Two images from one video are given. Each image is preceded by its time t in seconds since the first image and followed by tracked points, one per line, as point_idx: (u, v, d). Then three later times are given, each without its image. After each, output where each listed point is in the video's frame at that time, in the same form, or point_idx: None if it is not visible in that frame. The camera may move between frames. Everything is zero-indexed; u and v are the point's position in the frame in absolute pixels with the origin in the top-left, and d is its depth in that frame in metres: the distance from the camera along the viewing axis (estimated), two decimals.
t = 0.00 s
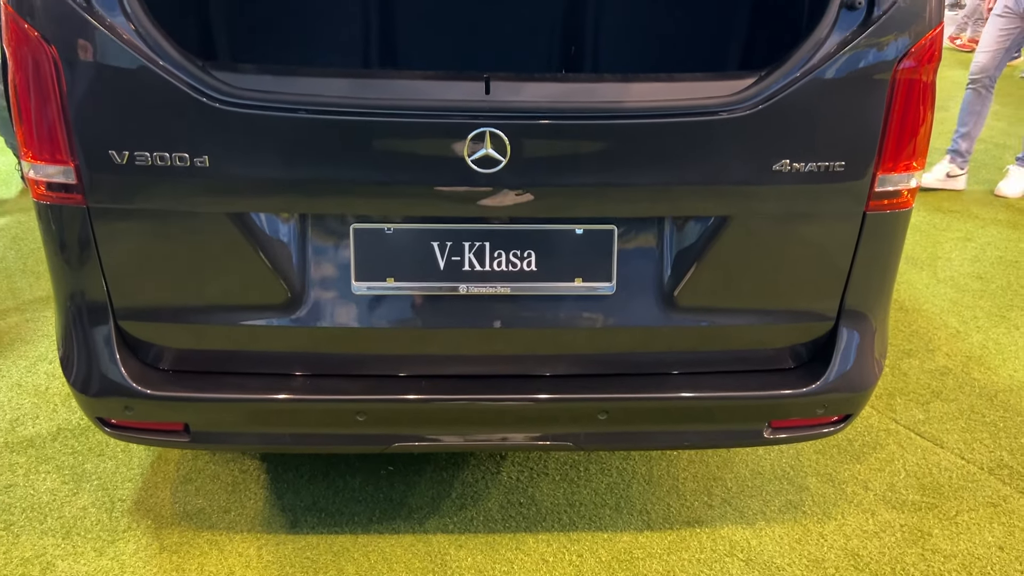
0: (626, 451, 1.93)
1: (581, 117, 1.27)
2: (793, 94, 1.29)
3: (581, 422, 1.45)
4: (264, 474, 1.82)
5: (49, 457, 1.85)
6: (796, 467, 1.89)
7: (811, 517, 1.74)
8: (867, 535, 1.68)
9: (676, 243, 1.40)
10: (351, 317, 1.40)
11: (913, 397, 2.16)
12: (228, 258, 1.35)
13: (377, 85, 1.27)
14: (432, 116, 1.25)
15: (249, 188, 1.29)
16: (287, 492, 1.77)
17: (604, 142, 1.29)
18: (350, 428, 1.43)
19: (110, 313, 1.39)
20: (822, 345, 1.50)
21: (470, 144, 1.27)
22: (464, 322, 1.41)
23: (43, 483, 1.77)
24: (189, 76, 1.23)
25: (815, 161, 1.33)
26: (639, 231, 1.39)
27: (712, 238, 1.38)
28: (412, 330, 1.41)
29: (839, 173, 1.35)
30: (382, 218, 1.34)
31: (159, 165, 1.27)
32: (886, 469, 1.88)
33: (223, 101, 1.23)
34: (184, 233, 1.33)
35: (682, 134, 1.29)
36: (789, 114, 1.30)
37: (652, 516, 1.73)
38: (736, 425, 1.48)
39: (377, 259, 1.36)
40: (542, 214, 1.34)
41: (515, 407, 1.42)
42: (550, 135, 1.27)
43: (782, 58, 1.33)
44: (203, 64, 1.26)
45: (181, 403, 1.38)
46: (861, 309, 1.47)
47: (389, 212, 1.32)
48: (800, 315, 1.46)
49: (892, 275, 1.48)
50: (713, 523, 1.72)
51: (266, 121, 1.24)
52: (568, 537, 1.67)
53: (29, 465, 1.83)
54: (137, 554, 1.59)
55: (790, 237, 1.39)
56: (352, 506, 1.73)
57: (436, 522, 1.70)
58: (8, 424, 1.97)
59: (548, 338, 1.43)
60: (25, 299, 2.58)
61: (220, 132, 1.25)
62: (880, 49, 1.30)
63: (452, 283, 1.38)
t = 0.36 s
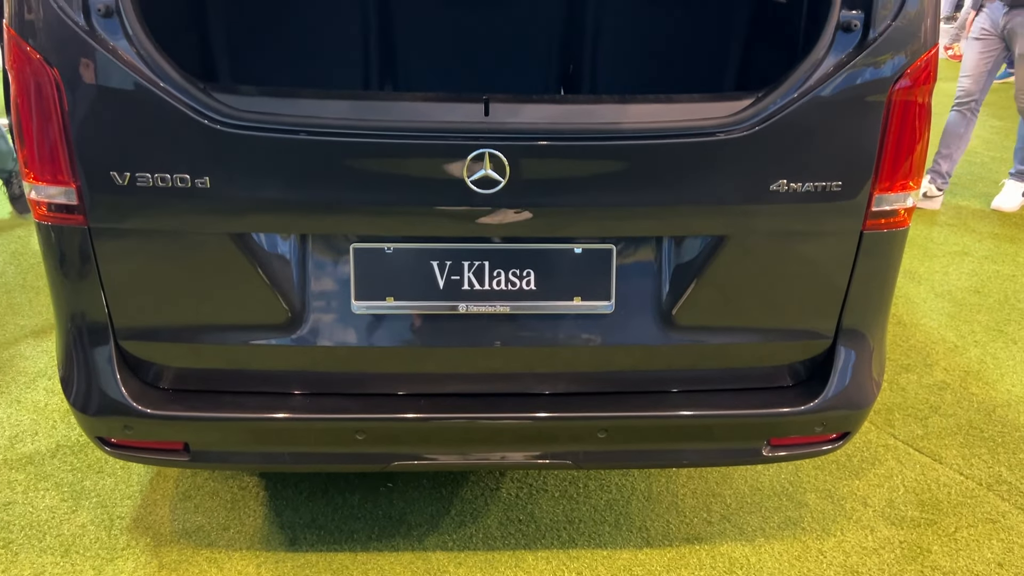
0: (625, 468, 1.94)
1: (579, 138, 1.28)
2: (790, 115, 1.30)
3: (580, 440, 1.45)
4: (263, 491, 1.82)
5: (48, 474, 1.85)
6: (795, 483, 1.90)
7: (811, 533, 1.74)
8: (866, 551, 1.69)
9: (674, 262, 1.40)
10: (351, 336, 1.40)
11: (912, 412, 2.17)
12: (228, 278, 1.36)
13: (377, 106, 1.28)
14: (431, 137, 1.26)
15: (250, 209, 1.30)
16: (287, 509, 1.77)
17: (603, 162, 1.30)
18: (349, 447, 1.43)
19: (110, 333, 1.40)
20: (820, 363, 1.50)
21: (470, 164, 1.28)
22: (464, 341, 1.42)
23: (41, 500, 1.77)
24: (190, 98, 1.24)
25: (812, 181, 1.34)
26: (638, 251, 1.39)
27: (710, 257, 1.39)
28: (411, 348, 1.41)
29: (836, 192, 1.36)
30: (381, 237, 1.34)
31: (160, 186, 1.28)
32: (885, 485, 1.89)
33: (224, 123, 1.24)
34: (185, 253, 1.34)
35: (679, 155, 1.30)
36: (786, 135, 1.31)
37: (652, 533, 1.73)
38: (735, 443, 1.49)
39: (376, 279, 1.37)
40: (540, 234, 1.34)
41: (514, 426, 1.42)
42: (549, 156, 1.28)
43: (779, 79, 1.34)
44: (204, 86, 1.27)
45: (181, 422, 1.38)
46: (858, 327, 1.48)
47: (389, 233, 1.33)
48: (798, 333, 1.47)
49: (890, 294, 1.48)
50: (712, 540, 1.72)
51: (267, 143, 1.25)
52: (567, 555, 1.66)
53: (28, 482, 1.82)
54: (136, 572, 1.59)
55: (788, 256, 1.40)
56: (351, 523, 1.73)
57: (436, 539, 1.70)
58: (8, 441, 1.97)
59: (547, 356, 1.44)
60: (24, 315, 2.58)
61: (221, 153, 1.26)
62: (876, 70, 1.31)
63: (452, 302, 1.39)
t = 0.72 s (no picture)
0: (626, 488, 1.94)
1: (580, 163, 1.30)
2: (789, 140, 1.31)
3: (581, 462, 1.46)
4: (264, 511, 1.82)
5: (49, 494, 1.85)
6: (796, 503, 1.90)
7: (812, 553, 1.74)
8: (868, 572, 1.68)
9: (674, 285, 1.41)
10: (353, 358, 1.41)
11: (912, 430, 2.17)
12: (230, 302, 1.36)
13: (380, 131, 1.29)
14: (434, 162, 1.28)
15: (253, 233, 1.30)
16: (288, 530, 1.76)
17: (604, 186, 1.31)
18: (351, 469, 1.43)
19: (113, 355, 1.40)
20: (820, 384, 1.51)
21: (472, 189, 1.29)
22: (465, 363, 1.42)
23: (42, 521, 1.77)
24: (195, 123, 1.25)
25: (811, 205, 1.35)
26: (638, 273, 1.40)
27: (710, 278, 1.40)
28: (413, 370, 1.42)
29: (835, 216, 1.37)
30: (384, 260, 1.35)
31: (164, 211, 1.29)
32: (886, 504, 1.89)
33: (228, 148, 1.25)
34: (188, 277, 1.34)
35: (680, 179, 1.31)
36: (785, 159, 1.32)
37: (653, 553, 1.73)
38: (736, 464, 1.49)
39: (379, 302, 1.37)
40: (542, 257, 1.35)
41: (516, 447, 1.43)
42: (551, 180, 1.29)
43: (779, 103, 1.35)
44: (208, 111, 1.28)
45: (183, 445, 1.39)
46: (859, 348, 1.49)
47: (391, 256, 1.34)
48: (799, 354, 1.47)
49: (890, 315, 1.49)
50: (714, 560, 1.72)
51: (271, 168, 1.26)
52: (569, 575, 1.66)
53: (28, 502, 1.82)
54: None
55: (788, 279, 1.41)
56: (352, 544, 1.73)
57: (437, 560, 1.69)
58: (9, 461, 1.97)
59: (549, 378, 1.44)
60: (25, 333, 2.59)
61: (225, 177, 1.27)
62: (874, 94, 1.33)
63: (454, 324, 1.40)
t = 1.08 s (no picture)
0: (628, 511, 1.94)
1: (582, 189, 1.31)
2: (788, 167, 1.33)
3: (583, 486, 1.46)
4: (266, 535, 1.82)
5: (50, 518, 1.85)
6: (797, 525, 1.90)
7: None
8: None
9: (676, 310, 1.42)
10: (356, 383, 1.42)
11: (912, 452, 2.17)
12: (234, 328, 1.37)
13: (384, 159, 1.30)
14: (437, 189, 1.29)
15: (258, 259, 1.32)
16: (289, 553, 1.76)
17: (605, 212, 1.32)
18: (354, 493, 1.44)
19: (118, 380, 1.41)
20: (821, 408, 1.52)
21: (475, 215, 1.30)
22: (468, 387, 1.43)
23: (44, 545, 1.77)
24: (201, 150, 1.27)
25: (811, 231, 1.37)
26: (640, 298, 1.41)
27: (711, 303, 1.41)
28: (416, 395, 1.43)
29: (834, 241, 1.38)
30: (387, 285, 1.36)
31: (170, 237, 1.30)
32: (887, 527, 1.89)
33: (234, 175, 1.27)
34: (192, 302, 1.35)
35: (680, 205, 1.32)
36: (784, 186, 1.34)
37: None
38: (737, 488, 1.49)
39: (382, 327, 1.38)
40: (544, 283, 1.36)
41: (518, 471, 1.43)
42: (552, 206, 1.31)
43: (778, 130, 1.37)
44: (214, 139, 1.30)
45: (186, 470, 1.39)
46: (859, 372, 1.50)
47: (394, 281, 1.35)
48: (799, 379, 1.48)
49: (890, 339, 1.50)
50: None
51: (277, 194, 1.28)
52: None
53: (30, 526, 1.82)
54: None
55: (789, 303, 1.42)
56: (354, 568, 1.73)
57: None
58: (11, 484, 1.97)
59: (551, 402, 1.45)
60: (27, 355, 2.60)
61: (231, 204, 1.28)
62: (872, 123, 1.34)
63: (456, 348, 1.41)
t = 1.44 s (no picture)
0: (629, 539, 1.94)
1: (583, 221, 1.32)
2: (787, 198, 1.34)
3: (584, 514, 1.46)
4: (266, 563, 1.82)
5: (50, 546, 1.85)
6: (799, 553, 1.89)
7: None
8: None
9: (676, 338, 1.43)
10: (358, 412, 1.42)
11: (913, 478, 2.17)
12: (237, 358, 1.38)
13: (388, 191, 1.32)
14: (439, 220, 1.30)
15: (261, 289, 1.33)
16: None
17: (606, 243, 1.33)
18: (355, 522, 1.44)
19: (121, 410, 1.42)
20: (821, 437, 1.52)
21: (477, 246, 1.32)
22: (469, 416, 1.44)
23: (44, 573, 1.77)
24: (206, 183, 1.28)
25: (810, 260, 1.38)
26: (641, 328, 1.42)
27: (711, 333, 1.41)
28: (417, 424, 1.43)
29: (833, 271, 1.39)
30: (389, 315, 1.37)
31: (174, 268, 1.31)
32: (889, 555, 1.88)
33: (239, 207, 1.28)
34: (195, 332, 1.36)
35: (680, 236, 1.33)
36: (782, 217, 1.35)
37: None
38: (738, 517, 1.49)
39: (385, 356, 1.39)
40: (545, 312, 1.37)
41: (519, 500, 1.43)
42: (554, 237, 1.32)
43: (776, 161, 1.39)
44: (219, 171, 1.32)
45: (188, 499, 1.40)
46: (859, 401, 1.50)
47: (397, 311, 1.36)
48: (800, 408, 1.48)
49: (889, 368, 1.51)
50: None
51: (281, 226, 1.29)
52: None
53: (30, 554, 1.82)
54: None
55: (789, 332, 1.42)
56: None
57: None
58: (11, 511, 1.97)
59: (552, 431, 1.45)
60: (29, 381, 2.60)
61: (235, 236, 1.29)
62: (870, 155, 1.36)
63: (457, 378, 1.41)
